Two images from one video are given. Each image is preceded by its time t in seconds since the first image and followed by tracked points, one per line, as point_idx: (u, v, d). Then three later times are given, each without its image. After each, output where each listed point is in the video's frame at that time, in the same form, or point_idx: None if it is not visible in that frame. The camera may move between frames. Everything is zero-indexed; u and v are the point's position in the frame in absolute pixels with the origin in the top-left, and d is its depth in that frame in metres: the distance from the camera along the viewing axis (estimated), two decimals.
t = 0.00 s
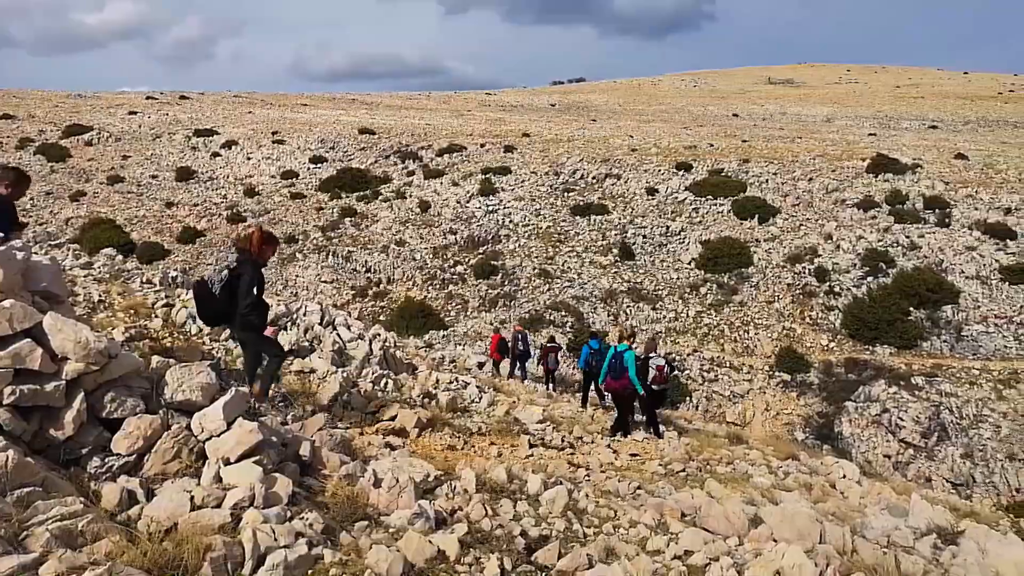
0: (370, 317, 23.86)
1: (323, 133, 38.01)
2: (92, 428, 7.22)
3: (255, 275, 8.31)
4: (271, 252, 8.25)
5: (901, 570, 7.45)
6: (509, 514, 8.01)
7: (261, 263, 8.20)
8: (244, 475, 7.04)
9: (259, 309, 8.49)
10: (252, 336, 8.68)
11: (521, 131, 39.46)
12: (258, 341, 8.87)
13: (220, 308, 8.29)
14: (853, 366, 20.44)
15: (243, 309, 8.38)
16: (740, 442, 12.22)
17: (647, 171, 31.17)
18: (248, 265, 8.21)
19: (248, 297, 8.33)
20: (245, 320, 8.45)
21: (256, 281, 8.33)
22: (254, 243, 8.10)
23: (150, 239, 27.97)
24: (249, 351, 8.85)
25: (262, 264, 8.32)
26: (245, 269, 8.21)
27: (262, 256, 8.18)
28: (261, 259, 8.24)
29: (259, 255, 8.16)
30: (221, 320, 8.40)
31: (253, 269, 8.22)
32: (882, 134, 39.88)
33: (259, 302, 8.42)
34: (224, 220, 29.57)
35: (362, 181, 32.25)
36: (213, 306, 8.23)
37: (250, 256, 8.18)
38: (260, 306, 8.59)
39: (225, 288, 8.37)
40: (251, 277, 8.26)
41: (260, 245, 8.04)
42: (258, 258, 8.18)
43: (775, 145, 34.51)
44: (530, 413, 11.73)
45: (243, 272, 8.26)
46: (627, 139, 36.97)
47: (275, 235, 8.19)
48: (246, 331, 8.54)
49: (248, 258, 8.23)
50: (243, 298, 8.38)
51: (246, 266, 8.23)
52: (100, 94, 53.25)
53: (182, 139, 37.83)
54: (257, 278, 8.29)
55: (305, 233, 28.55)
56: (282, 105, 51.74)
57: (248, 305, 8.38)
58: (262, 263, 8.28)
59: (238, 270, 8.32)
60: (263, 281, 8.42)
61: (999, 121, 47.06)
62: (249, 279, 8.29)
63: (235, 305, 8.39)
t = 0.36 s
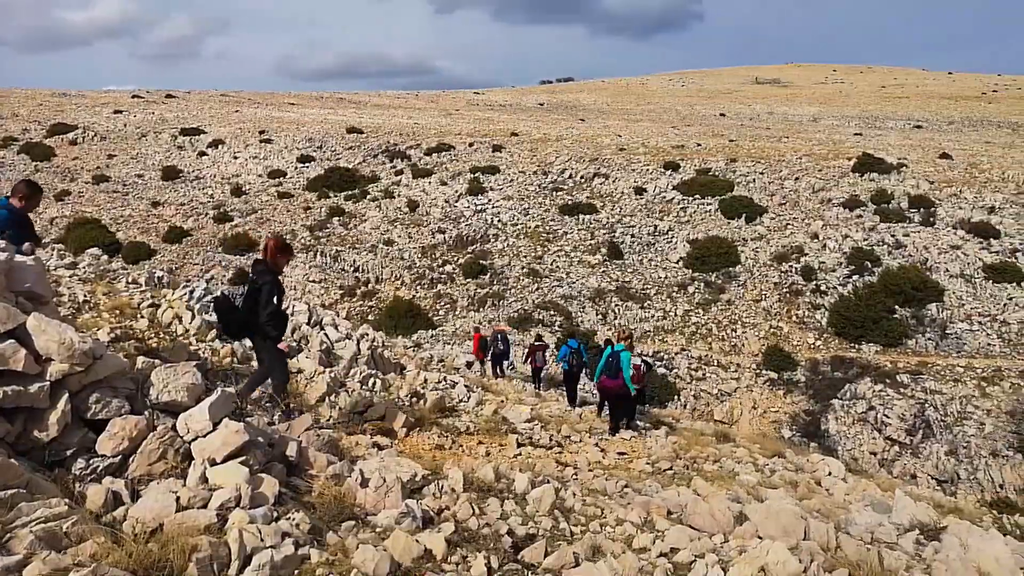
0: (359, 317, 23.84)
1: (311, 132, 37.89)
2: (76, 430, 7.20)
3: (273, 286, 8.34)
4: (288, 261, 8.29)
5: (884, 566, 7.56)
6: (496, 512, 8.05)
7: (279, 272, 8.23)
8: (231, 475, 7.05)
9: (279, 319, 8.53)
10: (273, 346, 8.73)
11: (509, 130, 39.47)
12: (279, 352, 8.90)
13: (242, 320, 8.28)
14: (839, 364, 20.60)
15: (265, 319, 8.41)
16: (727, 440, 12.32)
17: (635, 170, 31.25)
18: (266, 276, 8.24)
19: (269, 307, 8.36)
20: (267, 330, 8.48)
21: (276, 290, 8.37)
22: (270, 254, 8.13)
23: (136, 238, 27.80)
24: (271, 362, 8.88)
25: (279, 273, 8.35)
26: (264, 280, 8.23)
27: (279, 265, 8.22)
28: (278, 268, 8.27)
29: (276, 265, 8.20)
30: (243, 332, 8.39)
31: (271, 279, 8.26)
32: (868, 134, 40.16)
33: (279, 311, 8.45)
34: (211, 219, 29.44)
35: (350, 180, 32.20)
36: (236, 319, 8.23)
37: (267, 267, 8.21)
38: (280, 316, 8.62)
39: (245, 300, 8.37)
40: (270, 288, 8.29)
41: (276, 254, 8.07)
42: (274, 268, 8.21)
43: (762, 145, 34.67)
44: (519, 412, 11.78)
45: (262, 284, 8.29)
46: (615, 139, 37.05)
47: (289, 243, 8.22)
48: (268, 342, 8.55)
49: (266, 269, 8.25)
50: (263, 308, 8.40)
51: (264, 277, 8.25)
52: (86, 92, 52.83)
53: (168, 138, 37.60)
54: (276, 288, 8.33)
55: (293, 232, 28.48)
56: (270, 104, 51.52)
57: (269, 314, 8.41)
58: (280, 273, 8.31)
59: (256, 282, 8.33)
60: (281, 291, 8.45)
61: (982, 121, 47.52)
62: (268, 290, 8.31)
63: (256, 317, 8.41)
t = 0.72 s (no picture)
0: (349, 317, 23.82)
1: (301, 131, 37.82)
2: (61, 431, 7.17)
3: (283, 292, 8.19)
4: (298, 267, 8.11)
5: (869, 563, 7.60)
6: (484, 512, 8.06)
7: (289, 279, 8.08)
8: (217, 476, 7.05)
9: (288, 324, 8.41)
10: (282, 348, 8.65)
11: (499, 130, 39.46)
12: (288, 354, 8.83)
13: (249, 323, 8.20)
14: (828, 363, 20.67)
15: (273, 323, 8.29)
16: (717, 439, 12.35)
17: (625, 170, 31.28)
18: (276, 281, 8.10)
19: (277, 313, 8.23)
20: (276, 334, 8.37)
21: (286, 296, 8.22)
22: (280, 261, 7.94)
23: (125, 238, 27.68)
24: (278, 361, 8.85)
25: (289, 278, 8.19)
26: (273, 284, 8.10)
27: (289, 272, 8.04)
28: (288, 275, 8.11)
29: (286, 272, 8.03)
30: (251, 334, 8.32)
31: (281, 285, 8.11)
32: (857, 134, 40.31)
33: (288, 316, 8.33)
34: (201, 219, 29.34)
35: (340, 180, 32.16)
36: (243, 322, 8.15)
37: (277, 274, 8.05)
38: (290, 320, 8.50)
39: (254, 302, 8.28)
40: (279, 294, 8.16)
41: (287, 261, 7.90)
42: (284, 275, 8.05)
43: (752, 145, 34.77)
44: (509, 411, 11.79)
45: (271, 290, 8.16)
46: (606, 138, 37.09)
47: (301, 250, 8.01)
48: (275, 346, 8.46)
49: (276, 274, 8.10)
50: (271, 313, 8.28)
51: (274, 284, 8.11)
52: (74, 91, 52.54)
53: (157, 137, 37.45)
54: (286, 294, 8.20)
55: (283, 232, 28.42)
56: (259, 103, 51.38)
57: (278, 319, 8.29)
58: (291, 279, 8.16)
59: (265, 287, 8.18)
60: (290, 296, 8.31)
61: (969, 121, 47.81)
62: (278, 296, 8.18)
63: (264, 321, 8.31)
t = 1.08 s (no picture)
0: (334, 317, 23.77)
1: (285, 131, 37.67)
2: (37, 433, 7.11)
3: (280, 299, 8.35)
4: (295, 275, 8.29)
5: (848, 560, 7.65)
6: (465, 511, 8.07)
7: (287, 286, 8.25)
8: (196, 477, 7.02)
9: (287, 332, 8.47)
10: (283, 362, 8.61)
11: (485, 130, 39.44)
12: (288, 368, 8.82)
13: (248, 331, 8.29)
14: (812, 362, 20.80)
15: (271, 330, 8.38)
16: (700, 438, 12.40)
17: (610, 170, 31.34)
18: (274, 289, 8.33)
19: (275, 320, 8.34)
20: (274, 344, 8.40)
21: (283, 303, 8.36)
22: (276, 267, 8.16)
23: (107, 239, 27.46)
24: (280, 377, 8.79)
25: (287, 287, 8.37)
26: (270, 291, 8.27)
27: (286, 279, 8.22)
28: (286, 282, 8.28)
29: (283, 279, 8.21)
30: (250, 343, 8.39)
31: (277, 292, 8.28)
32: (840, 134, 40.59)
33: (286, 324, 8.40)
34: (184, 219, 29.17)
35: (325, 179, 32.07)
36: (242, 330, 8.25)
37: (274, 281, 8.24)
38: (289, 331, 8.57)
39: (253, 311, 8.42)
40: (277, 301, 8.31)
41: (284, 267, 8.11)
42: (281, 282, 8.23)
43: (736, 145, 34.93)
44: (492, 411, 11.80)
45: (269, 298, 8.32)
46: (591, 138, 37.15)
47: (298, 258, 8.24)
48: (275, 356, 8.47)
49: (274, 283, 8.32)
50: (270, 320, 8.38)
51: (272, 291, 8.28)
52: (55, 91, 52.08)
53: (140, 137, 37.18)
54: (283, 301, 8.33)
55: (267, 232, 28.29)
56: (242, 102, 51.12)
57: (276, 326, 8.37)
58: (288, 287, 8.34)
59: (264, 296, 8.36)
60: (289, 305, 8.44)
61: (950, 121, 48.22)
62: (275, 304, 8.33)
63: (263, 329, 8.40)
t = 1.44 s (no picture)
0: (320, 317, 23.69)
1: (271, 130, 37.48)
2: (17, 435, 7.03)
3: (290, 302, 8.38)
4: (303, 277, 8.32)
5: (831, 557, 7.71)
6: (451, 512, 8.06)
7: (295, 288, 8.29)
8: (178, 479, 6.97)
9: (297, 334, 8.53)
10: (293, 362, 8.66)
11: (471, 129, 39.41)
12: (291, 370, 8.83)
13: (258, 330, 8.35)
14: (797, 360, 20.96)
15: (282, 332, 8.46)
16: (685, 436, 12.46)
17: (597, 169, 31.42)
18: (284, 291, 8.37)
19: (287, 322, 8.40)
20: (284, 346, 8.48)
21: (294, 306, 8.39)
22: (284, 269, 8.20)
23: (89, 239, 27.20)
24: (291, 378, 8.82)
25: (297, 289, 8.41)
26: (284, 293, 8.34)
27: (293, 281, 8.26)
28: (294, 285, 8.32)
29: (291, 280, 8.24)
30: (259, 343, 8.45)
31: (290, 295, 8.35)
32: (824, 134, 40.91)
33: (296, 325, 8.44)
34: (168, 219, 28.95)
35: (311, 179, 31.94)
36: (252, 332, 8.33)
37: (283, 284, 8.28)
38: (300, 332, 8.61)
39: (265, 311, 8.48)
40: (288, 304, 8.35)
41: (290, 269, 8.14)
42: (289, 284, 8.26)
43: (721, 145, 35.11)
44: (479, 410, 11.81)
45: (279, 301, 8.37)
46: (578, 138, 37.20)
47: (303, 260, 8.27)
48: (283, 358, 8.52)
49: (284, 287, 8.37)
50: (280, 323, 8.43)
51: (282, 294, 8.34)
52: (37, 89, 51.51)
53: (123, 136, 36.86)
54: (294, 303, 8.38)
55: (252, 232, 28.13)
56: (227, 101, 50.78)
57: (288, 328, 8.45)
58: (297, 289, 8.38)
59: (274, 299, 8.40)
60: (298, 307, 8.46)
61: (932, 121, 48.67)
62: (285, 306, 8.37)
63: (274, 330, 8.47)
